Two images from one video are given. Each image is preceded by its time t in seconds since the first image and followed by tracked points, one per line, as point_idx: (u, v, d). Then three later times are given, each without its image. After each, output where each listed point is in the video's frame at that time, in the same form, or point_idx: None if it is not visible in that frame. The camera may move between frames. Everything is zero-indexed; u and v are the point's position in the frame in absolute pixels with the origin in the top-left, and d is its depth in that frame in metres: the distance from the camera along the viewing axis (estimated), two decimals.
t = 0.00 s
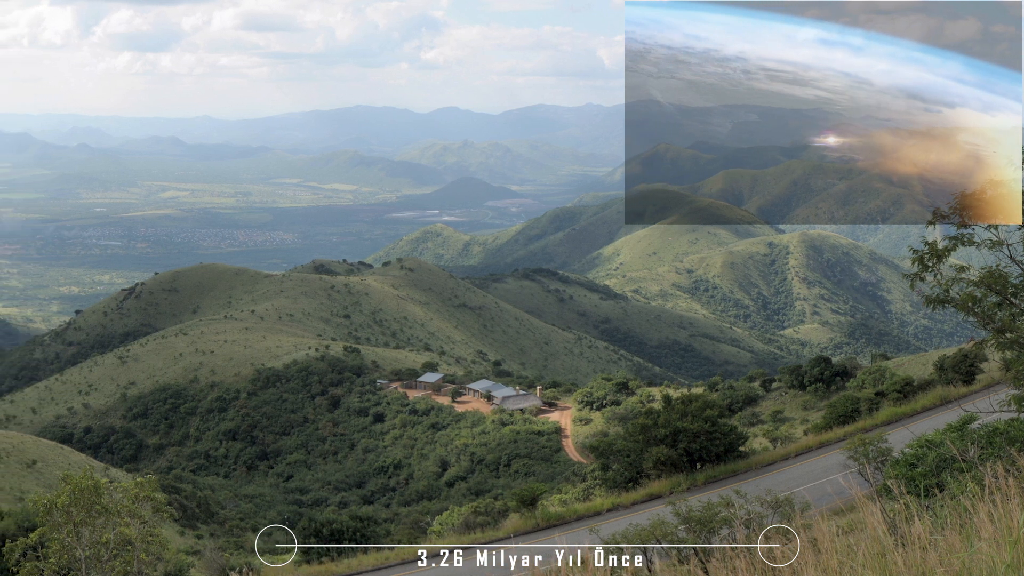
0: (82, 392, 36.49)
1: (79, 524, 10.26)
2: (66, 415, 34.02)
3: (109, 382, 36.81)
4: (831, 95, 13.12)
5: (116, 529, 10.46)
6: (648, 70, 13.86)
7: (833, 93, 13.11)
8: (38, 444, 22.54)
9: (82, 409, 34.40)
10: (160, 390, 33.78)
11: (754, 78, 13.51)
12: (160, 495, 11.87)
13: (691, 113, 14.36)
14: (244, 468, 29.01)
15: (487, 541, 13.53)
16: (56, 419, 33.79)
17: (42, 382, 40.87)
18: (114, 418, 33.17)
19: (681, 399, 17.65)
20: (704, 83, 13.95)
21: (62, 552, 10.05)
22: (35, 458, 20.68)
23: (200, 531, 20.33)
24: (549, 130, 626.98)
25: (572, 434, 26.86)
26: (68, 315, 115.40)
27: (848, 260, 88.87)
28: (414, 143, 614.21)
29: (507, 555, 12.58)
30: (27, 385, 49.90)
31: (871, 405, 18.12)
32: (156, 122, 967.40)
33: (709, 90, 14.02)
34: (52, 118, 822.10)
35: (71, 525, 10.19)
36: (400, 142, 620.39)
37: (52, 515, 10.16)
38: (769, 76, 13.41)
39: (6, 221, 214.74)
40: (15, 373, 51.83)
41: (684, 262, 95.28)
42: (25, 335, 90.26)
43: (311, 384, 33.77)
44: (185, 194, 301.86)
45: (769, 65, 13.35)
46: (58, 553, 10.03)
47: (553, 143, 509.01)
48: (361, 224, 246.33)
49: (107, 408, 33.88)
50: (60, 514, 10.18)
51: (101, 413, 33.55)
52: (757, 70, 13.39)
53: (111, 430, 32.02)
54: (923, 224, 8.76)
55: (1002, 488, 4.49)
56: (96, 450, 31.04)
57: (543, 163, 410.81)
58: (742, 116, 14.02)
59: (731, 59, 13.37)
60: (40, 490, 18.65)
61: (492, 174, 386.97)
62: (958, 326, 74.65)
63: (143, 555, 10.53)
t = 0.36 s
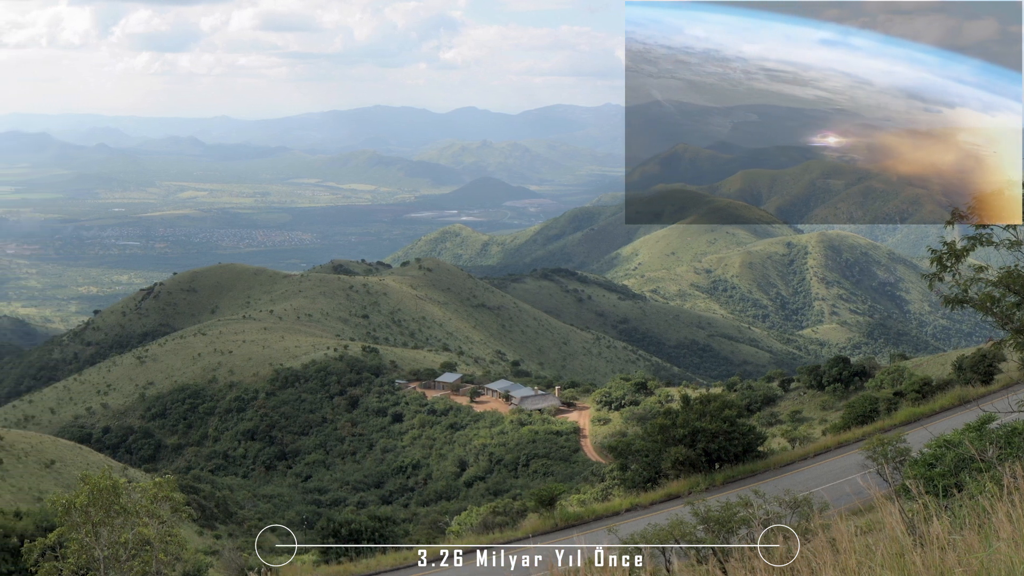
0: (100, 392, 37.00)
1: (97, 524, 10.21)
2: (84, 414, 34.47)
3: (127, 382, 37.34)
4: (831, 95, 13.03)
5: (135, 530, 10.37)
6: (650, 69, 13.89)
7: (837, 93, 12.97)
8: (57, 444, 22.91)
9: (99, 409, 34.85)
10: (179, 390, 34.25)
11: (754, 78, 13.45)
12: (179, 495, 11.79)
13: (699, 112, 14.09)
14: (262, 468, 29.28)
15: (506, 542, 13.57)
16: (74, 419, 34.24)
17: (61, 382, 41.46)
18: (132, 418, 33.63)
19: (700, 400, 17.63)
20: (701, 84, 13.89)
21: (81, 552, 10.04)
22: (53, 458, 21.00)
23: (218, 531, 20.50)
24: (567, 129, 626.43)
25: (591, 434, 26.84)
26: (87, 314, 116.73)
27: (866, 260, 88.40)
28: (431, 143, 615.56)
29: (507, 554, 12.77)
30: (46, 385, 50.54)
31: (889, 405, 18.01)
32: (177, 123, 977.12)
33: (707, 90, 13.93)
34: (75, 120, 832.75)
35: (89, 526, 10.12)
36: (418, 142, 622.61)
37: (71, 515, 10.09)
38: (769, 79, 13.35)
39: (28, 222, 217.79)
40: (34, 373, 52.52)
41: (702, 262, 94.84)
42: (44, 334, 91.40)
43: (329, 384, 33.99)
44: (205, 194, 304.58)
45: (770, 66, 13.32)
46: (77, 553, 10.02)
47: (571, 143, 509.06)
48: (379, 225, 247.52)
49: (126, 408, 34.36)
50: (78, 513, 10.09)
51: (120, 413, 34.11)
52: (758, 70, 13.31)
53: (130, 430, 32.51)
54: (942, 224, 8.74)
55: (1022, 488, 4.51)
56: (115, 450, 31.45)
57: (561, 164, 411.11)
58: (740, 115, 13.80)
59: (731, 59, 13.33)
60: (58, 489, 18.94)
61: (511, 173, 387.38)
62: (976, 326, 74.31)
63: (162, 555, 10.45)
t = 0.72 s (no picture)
0: (119, 392, 37.52)
1: (117, 524, 10.26)
2: (103, 414, 34.96)
3: (145, 382, 37.87)
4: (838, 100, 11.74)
5: (152, 530, 10.43)
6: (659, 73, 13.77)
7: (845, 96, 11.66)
8: (76, 444, 23.23)
9: (118, 409, 35.32)
10: (198, 390, 34.79)
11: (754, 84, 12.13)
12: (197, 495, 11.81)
13: (663, 129, 19.72)
14: (281, 468, 29.54)
15: (525, 542, 13.62)
16: (93, 419, 34.74)
17: (81, 382, 42.09)
18: (151, 418, 34.07)
19: (718, 400, 17.63)
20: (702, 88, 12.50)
21: (99, 552, 10.12)
22: (72, 459, 21.32)
23: (237, 531, 20.70)
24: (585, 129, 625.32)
25: (609, 434, 26.85)
26: (106, 314, 118.05)
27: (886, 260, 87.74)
28: (450, 142, 616.87)
29: (508, 554, 12.98)
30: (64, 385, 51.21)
31: (908, 405, 17.90)
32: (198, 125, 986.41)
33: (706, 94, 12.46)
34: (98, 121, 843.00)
35: (108, 525, 10.18)
36: (436, 142, 624.15)
37: (90, 515, 10.15)
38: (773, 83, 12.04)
39: (50, 222, 220.83)
40: (53, 372, 53.25)
41: (721, 262, 94.31)
42: (64, 333, 92.52)
43: (348, 384, 34.22)
44: (225, 195, 307.15)
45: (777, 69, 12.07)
46: (96, 553, 10.09)
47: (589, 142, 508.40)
48: (397, 225, 248.60)
49: (144, 408, 34.84)
50: (97, 514, 10.15)
51: (138, 413, 34.58)
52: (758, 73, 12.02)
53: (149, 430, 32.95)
54: (961, 223, 8.74)
55: None
56: (133, 450, 31.87)
57: (580, 163, 410.79)
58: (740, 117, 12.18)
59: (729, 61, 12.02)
60: (77, 490, 19.24)
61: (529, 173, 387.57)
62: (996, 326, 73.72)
63: (181, 555, 10.56)
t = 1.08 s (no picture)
0: (137, 392, 38.03)
1: (135, 524, 10.29)
2: (122, 414, 35.44)
3: (164, 382, 38.39)
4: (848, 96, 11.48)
5: (172, 530, 10.46)
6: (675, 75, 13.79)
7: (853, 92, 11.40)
8: (96, 444, 23.62)
9: (136, 409, 35.79)
10: (216, 390, 35.25)
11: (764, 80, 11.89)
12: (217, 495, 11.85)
13: (664, 130, 18.20)
14: (299, 468, 29.77)
15: (543, 542, 13.68)
16: (111, 419, 35.21)
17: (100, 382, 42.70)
18: (169, 418, 34.51)
19: (736, 400, 17.61)
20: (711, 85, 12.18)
21: (119, 552, 10.12)
22: (90, 459, 21.64)
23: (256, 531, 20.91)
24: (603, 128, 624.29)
25: (628, 434, 26.81)
26: (125, 313, 119.43)
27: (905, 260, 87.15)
28: (468, 142, 618.17)
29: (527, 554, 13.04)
30: (84, 384, 51.86)
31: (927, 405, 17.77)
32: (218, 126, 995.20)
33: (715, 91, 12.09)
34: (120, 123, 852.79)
35: (127, 526, 10.21)
36: (454, 142, 625.67)
37: (109, 515, 10.21)
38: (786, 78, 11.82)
39: (70, 223, 223.87)
40: (71, 372, 53.91)
41: (739, 262, 93.74)
42: (82, 334, 93.59)
43: (367, 384, 34.41)
44: (245, 195, 309.72)
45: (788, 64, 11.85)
46: (114, 553, 10.10)
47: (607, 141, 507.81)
48: (416, 224, 249.67)
49: (162, 408, 35.29)
50: (116, 513, 10.19)
51: (157, 413, 35.02)
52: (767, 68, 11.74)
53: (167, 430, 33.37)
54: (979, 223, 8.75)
55: None
56: (151, 449, 32.23)
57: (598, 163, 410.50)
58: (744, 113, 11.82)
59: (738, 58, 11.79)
60: (95, 489, 19.55)
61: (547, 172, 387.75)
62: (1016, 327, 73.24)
63: (199, 555, 10.58)
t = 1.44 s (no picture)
0: (156, 392, 38.54)
1: (154, 524, 10.26)
2: (141, 414, 35.91)
3: (183, 382, 38.87)
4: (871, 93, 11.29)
5: (190, 530, 10.40)
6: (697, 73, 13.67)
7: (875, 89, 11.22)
8: (114, 445, 23.97)
9: (155, 409, 36.26)
10: (235, 390, 35.68)
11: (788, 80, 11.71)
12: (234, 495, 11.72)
13: (662, 128, 25.25)
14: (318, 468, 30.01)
15: (562, 542, 13.71)
16: (131, 419, 35.69)
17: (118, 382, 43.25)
18: (188, 418, 34.93)
19: (754, 400, 17.59)
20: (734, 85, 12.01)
21: (137, 552, 10.11)
22: (109, 458, 21.96)
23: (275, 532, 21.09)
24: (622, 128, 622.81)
25: (646, 434, 26.75)
26: (143, 314, 120.65)
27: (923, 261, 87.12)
28: (486, 142, 618.64)
29: (545, 554, 13.11)
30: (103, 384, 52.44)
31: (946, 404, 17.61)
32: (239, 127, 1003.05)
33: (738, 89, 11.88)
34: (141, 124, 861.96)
35: (145, 526, 10.18)
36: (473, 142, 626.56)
37: (128, 515, 10.17)
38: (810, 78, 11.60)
39: (90, 223, 226.68)
40: (90, 372, 54.61)
41: (758, 262, 93.16)
42: (101, 334, 94.57)
43: (385, 384, 34.62)
44: (263, 195, 311.96)
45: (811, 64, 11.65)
46: (133, 553, 10.08)
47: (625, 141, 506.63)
48: (434, 225, 250.50)
49: (181, 408, 35.74)
50: (135, 514, 10.17)
51: (175, 414, 35.46)
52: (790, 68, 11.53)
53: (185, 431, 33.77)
54: (999, 223, 8.71)
55: None
56: (171, 449, 32.60)
57: (616, 163, 410.13)
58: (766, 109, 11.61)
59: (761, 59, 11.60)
60: (114, 490, 19.76)
61: (566, 172, 387.43)
62: None
63: (216, 555, 10.53)
